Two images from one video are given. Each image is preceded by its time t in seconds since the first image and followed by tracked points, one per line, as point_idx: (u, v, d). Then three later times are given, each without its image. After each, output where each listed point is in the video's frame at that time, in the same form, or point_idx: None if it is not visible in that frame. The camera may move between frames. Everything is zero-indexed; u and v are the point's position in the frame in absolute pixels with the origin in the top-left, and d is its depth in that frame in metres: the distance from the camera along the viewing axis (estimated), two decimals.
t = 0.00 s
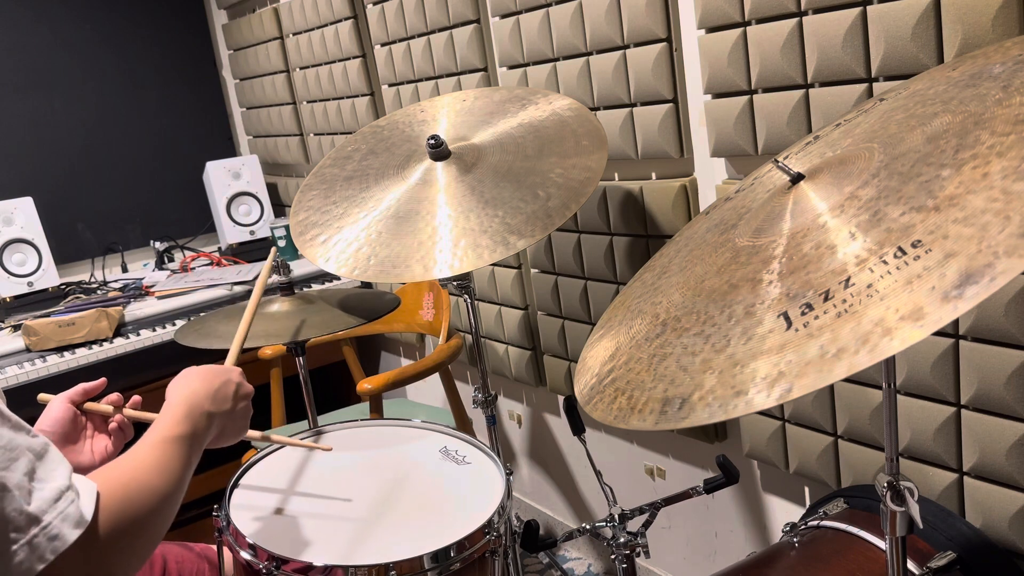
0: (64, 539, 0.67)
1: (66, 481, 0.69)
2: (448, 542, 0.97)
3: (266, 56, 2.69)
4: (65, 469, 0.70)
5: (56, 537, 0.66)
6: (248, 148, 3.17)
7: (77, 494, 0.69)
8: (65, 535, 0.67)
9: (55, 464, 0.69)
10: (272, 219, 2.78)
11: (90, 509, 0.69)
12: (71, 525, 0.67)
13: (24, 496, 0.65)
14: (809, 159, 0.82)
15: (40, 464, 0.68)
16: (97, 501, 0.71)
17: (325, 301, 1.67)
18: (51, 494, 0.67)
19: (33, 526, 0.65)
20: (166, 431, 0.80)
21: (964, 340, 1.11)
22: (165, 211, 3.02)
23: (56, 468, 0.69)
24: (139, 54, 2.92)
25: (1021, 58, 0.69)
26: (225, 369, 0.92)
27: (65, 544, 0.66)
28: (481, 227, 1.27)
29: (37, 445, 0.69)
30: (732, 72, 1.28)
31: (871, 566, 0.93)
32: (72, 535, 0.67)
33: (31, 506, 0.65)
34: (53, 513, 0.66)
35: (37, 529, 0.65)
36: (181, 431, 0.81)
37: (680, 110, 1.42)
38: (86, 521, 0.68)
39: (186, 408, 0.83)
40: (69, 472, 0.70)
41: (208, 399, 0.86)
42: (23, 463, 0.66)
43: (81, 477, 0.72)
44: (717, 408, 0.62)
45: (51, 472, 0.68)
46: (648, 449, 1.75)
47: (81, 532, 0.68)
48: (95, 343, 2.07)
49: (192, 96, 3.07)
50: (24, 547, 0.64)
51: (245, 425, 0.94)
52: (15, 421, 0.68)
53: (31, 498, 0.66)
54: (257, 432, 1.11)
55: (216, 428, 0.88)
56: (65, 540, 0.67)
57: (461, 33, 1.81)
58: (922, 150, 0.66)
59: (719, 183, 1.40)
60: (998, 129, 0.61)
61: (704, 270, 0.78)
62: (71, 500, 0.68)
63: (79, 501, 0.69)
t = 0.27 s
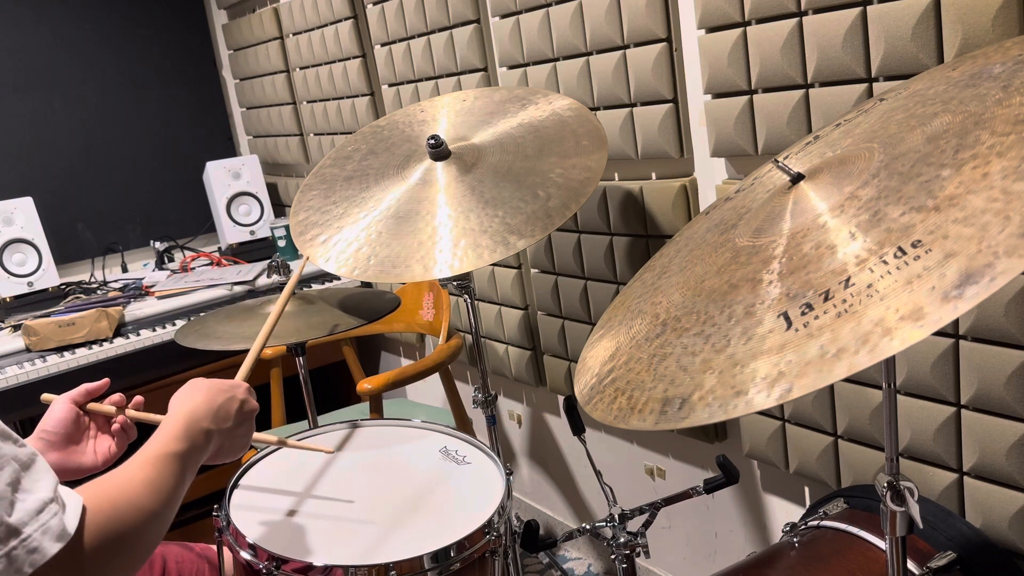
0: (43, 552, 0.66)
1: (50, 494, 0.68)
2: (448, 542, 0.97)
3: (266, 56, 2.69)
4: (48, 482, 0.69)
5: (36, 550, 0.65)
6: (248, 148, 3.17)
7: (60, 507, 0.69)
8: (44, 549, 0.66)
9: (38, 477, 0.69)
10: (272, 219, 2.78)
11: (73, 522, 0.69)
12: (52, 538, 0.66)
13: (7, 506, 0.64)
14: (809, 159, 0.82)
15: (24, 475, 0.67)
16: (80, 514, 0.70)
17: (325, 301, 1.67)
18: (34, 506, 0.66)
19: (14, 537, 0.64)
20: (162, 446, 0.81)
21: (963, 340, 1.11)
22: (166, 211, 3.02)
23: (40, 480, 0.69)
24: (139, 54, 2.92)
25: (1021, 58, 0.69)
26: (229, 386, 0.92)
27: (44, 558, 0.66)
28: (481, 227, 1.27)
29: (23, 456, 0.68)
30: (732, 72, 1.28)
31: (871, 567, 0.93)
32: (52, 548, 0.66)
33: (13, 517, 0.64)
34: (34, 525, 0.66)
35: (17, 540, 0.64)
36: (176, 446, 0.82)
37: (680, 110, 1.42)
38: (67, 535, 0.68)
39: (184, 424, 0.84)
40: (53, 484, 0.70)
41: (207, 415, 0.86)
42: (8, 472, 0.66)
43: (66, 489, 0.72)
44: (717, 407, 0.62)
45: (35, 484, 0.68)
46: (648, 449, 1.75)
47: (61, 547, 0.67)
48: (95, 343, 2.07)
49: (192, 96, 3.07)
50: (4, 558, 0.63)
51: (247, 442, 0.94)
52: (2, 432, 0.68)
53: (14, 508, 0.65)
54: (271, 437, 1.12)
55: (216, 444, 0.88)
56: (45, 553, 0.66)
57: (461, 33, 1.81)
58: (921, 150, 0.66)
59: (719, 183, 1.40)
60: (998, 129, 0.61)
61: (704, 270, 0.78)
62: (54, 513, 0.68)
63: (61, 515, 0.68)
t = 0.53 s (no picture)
0: (43, 549, 0.66)
1: (49, 491, 0.69)
2: (448, 542, 0.97)
3: (266, 56, 2.69)
4: (48, 478, 0.70)
5: (35, 546, 0.65)
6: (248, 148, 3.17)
7: (61, 503, 0.69)
8: (45, 545, 0.66)
9: (38, 474, 0.70)
10: (272, 219, 2.78)
11: (72, 518, 0.69)
12: (51, 534, 0.67)
13: (5, 503, 0.65)
14: (809, 158, 0.82)
15: (23, 472, 0.68)
16: (79, 509, 0.70)
17: (325, 301, 1.67)
18: (33, 502, 0.67)
19: (13, 534, 0.64)
20: (158, 437, 0.79)
21: (964, 340, 1.11)
22: (166, 211, 3.02)
23: (39, 477, 0.69)
24: (139, 54, 2.92)
25: (1020, 58, 0.69)
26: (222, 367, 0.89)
27: (44, 554, 0.66)
28: (482, 227, 1.27)
29: (21, 454, 0.69)
30: (732, 72, 1.28)
31: (871, 567, 0.93)
32: (52, 544, 0.66)
33: (11, 514, 0.65)
34: (34, 521, 0.66)
35: (17, 538, 0.64)
36: (173, 436, 0.80)
37: (680, 110, 1.42)
38: (67, 532, 0.68)
39: (180, 413, 0.82)
40: (52, 481, 0.70)
41: (205, 403, 0.84)
42: (5, 469, 0.66)
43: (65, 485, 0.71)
44: (717, 408, 0.62)
45: (34, 481, 0.69)
46: (648, 449, 1.75)
47: (62, 543, 0.67)
48: (95, 343, 2.08)
49: (192, 96, 3.07)
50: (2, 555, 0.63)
51: (248, 422, 0.92)
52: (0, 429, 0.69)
53: (12, 505, 0.65)
54: (277, 439, 1.12)
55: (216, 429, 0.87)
56: (45, 549, 0.66)
57: (461, 33, 1.81)
58: (921, 150, 0.66)
59: (719, 183, 1.40)
60: (998, 129, 0.61)
61: (704, 270, 0.78)
62: (54, 509, 0.68)
63: (62, 511, 0.68)
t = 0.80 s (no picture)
0: (67, 527, 0.66)
1: (67, 471, 0.68)
2: (448, 542, 0.97)
3: (266, 56, 2.69)
4: (67, 459, 0.70)
5: (59, 525, 0.66)
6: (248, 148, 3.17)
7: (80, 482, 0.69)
8: (68, 524, 0.66)
9: (57, 454, 0.69)
10: (272, 219, 2.78)
11: (92, 498, 0.69)
12: (74, 514, 0.67)
13: (24, 486, 0.65)
14: (809, 158, 0.82)
15: (40, 454, 0.68)
16: (99, 491, 0.70)
17: (325, 301, 1.67)
18: (52, 484, 0.67)
19: (34, 516, 0.64)
20: (174, 435, 0.80)
21: (964, 340, 1.11)
22: (165, 211, 3.02)
23: (58, 458, 0.69)
24: (139, 54, 2.92)
25: (1021, 58, 0.69)
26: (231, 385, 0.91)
27: (68, 533, 0.66)
28: (482, 227, 1.27)
29: (37, 435, 0.69)
30: (732, 72, 1.28)
31: (871, 567, 0.93)
32: (75, 523, 0.67)
33: (32, 495, 0.65)
34: (54, 502, 0.66)
35: (38, 519, 0.65)
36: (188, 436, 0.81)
37: (680, 110, 1.42)
38: (89, 510, 0.68)
39: (195, 415, 0.83)
40: (70, 462, 0.70)
41: (216, 409, 0.86)
42: (22, 453, 0.66)
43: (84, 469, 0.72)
44: (716, 408, 0.62)
45: (51, 463, 0.68)
46: (648, 449, 1.75)
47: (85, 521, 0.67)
48: (95, 343, 2.07)
49: (192, 96, 3.07)
50: (26, 536, 0.64)
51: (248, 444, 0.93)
52: (12, 414, 0.68)
53: (32, 487, 0.65)
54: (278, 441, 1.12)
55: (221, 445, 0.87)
56: (68, 528, 0.66)
57: (461, 33, 1.81)
58: (921, 150, 0.66)
59: (719, 183, 1.40)
60: (998, 129, 0.61)
61: (704, 270, 0.78)
62: (73, 489, 0.68)
63: (82, 490, 0.68)
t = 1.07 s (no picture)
0: (55, 542, 0.66)
1: (58, 485, 0.69)
2: (448, 542, 0.97)
3: (266, 56, 2.69)
4: (56, 473, 0.70)
5: (47, 540, 0.66)
6: (248, 148, 3.17)
7: (70, 497, 0.69)
8: (56, 539, 0.66)
9: (47, 469, 0.69)
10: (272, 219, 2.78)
11: (81, 513, 0.69)
12: (63, 529, 0.67)
13: (16, 498, 0.65)
14: (809, 158, 0.82)
15: (32, 467, 0.68)
16: (87, 506, 0.70)
17: (325, 301, 1.68)
18: (43, 497, 0.67)
19: (25, 528, 0.64)
20: (157, 436, 0.79)
21: (963, 340, 1.11)
22: (166, 211, 3.02)
23: (48, 472, 0.69)
24: (139, 54, 2.92)
25: (1020, 58, 0.69)
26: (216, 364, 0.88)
27: (56, 548, 0.66)
28: (481, 227, 1.27)
29: (29, 449, 0.69)
30: (732, 72, 1.28)
31: (871, 567, 0.93)
32: (63, 538, 0.67)
33: (23, 509, 0.65)
34: (44, 516, 0.66)
35: (29, 532, 0.65)
36: (170, 436, 0.79)
37: (680, 110, 1.42)
38: (78, 525, 0.68)
39: (177, 411, 0.81)
40: (60, 476, 0.70)
41: (202, 400, 0.84)
42: (16, 465, 0.66)
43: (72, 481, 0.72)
44: (717, 408, 0.62)
45: (42, 476, 0.68)
46: (648, 449, 1.75)
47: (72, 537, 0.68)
48: (95, 343, 2.07)
49: (192, 95, 3.07)
50: (15, 549, 0.63)
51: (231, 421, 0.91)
52: (7, 426, 0.69)
53: (23, 500, 0.65)
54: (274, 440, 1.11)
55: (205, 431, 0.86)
56: (57, 543, 0.66)
57: (461, 33, 1.81)
58: (921, 150, 0.66)
59: (719, 183, 1.40)
60: (998, 129, 0.61)
61: (704, 270, 0.78)
62: (63, 503, 0.68)
63: (71, 505, 0.69)
